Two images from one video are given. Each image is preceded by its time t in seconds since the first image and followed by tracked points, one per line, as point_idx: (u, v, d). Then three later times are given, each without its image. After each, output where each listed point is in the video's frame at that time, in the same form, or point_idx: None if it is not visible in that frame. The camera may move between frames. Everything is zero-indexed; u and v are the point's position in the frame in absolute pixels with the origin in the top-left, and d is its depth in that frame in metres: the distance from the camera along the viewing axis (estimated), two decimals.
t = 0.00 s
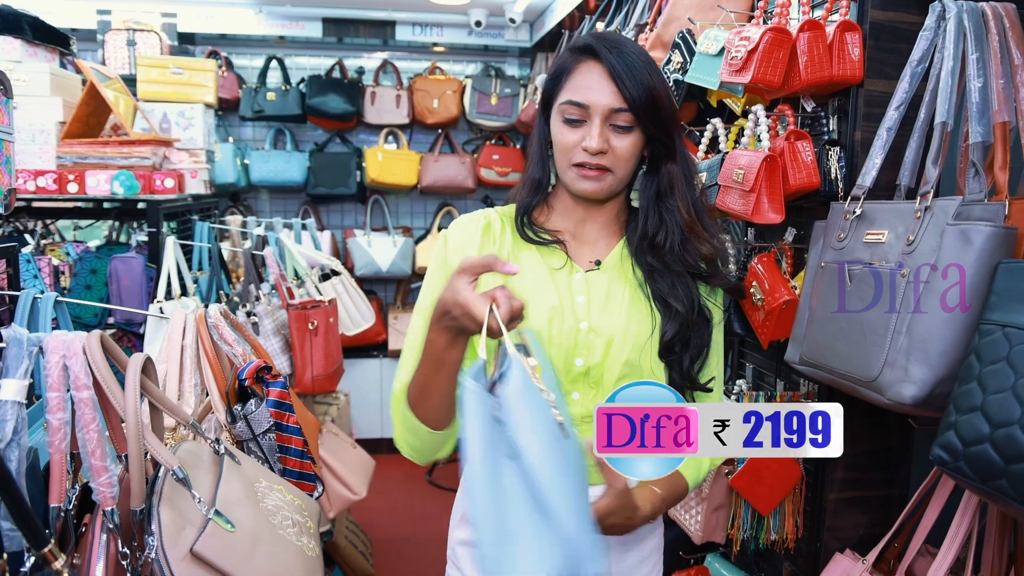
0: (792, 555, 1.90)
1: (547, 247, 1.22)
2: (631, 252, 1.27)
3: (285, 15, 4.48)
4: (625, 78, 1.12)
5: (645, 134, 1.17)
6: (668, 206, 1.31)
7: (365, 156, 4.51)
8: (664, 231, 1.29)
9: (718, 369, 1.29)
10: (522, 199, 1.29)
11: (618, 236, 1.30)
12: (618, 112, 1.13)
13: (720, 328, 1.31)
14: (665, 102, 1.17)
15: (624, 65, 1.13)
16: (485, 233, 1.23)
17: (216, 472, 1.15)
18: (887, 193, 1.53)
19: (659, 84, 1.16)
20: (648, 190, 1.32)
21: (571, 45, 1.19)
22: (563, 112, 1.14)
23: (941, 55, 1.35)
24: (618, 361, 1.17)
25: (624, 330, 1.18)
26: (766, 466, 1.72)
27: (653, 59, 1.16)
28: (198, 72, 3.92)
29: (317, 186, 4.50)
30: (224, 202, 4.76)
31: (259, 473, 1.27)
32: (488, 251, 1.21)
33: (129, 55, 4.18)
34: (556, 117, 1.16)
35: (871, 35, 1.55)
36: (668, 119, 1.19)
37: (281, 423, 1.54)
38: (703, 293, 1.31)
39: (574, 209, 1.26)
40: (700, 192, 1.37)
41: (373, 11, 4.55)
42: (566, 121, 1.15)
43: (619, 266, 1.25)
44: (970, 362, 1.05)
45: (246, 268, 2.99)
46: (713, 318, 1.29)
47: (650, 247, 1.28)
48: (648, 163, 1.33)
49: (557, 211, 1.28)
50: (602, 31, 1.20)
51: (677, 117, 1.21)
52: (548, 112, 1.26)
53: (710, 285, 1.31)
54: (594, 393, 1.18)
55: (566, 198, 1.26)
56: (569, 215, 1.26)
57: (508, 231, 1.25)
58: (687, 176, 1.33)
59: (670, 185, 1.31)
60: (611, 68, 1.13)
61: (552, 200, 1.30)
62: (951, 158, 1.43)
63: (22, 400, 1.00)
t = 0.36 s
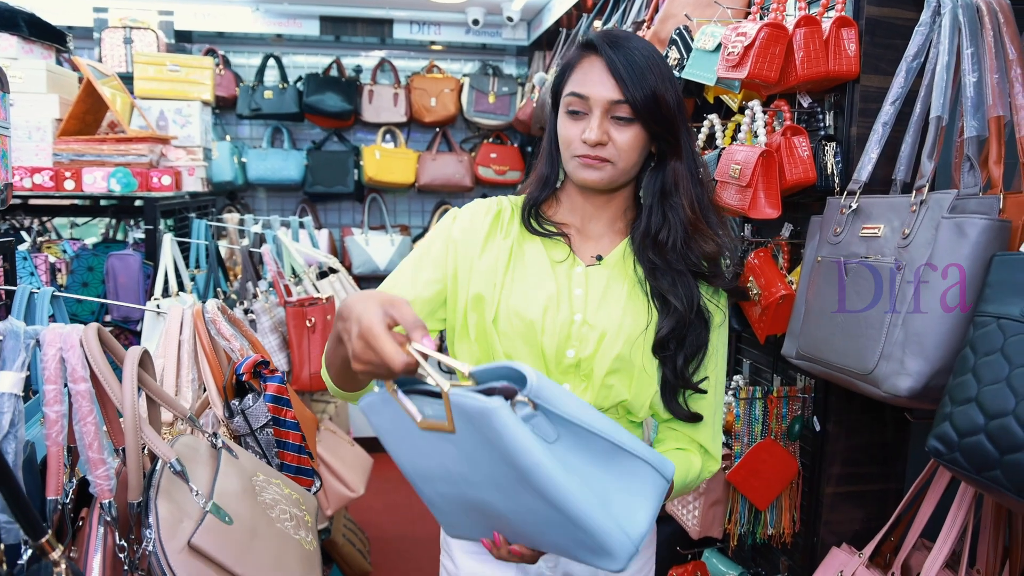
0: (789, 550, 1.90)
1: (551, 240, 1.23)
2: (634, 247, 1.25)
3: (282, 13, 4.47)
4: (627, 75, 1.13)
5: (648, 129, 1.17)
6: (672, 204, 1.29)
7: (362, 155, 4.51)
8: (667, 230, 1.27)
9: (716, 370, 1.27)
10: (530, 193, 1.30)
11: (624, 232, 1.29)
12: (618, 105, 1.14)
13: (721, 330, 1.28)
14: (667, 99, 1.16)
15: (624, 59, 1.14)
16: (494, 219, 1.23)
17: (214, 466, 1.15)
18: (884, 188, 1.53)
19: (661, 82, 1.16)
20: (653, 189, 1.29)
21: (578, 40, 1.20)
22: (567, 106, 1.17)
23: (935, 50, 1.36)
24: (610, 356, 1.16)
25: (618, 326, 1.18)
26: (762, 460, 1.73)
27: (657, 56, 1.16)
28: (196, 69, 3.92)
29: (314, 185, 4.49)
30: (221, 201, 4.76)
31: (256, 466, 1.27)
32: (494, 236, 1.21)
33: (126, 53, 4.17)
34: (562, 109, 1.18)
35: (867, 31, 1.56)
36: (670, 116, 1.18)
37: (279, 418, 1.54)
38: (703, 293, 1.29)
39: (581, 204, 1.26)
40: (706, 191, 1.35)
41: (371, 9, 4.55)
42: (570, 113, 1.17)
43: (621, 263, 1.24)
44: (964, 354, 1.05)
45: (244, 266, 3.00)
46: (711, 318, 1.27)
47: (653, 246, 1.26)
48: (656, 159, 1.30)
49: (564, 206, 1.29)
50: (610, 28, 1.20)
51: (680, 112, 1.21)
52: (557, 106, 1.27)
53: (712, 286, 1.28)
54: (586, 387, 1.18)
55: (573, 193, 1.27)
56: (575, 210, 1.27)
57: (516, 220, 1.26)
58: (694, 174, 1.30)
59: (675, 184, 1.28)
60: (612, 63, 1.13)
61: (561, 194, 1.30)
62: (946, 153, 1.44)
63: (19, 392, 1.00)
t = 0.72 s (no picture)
0: (786, 546, 1.91)
1: (547, 241, 1.22)
2: (627, 241, 1.23)
3: (279, 13, 4.47)
4: (610, 64, 1.11)
5: (638, 118, 1.16)
6: (665, 190, 1.25)
7: (359, 154, 4.51)
8: (659, 216, 1.24)
9: (709, 374, 1.22)
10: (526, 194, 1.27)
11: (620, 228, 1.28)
12: (605, 94, 1.13)
13: (721, 327, 1.25)
14: (654, 84, 1.15)
15: (607, 48, 1.12)
16: (493, 215, 1.24)
17: (213, 465, 1.15)
18: (879, 187, 1.54)
19: (648, 67, 1.14)
20: (646, 174, 1.26)
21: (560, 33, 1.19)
22: (556, 99, 1.16)
23: (930, 50, 1.37)
24: (598, 358, 1.13)
25: (607, 326, 1.14)
26: (759, 457, 1.74)
27: (642, 41, 1.14)
28: (192, 69, 3.92)
29: (311, 184, 4.49)
30: (218, 200, 4.76)
31: (254, 464, 1.27)
32: (490, 234, 1.21)
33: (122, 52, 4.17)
34: (552, 105, 1.18)
35: (863, 30, 1.57)
36: (660, 100, 1.16)
37: (277, 416, 1.53)
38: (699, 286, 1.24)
39: (577, 202, 1.25)
40: (701, 175, 1.31)
41: (368, 9, 4.55)
42: (560, 109, 1.16)
43: (616, 261, 1.21)
44: (959, 350, 1.06)
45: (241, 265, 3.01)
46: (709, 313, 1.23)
47: (645, 234, 1.23)
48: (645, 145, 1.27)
49: (561, 204, 1.28)
50: (592, 18, 1.18)
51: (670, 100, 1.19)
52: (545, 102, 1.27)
53: (711, 274, 1.25)
54: (576, 390, 1.16)
55: (570, 191, 1.26)
56: (572, 208, 1.26)
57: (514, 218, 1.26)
58: (685, 157, 1.27)
59: (667, 168, 1.25)
60: (595, 52, 1.12)
61: (556, 192, 1.30)
62: (940, 152, 1.45)
63: (17, 390, 1.00)
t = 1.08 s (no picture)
0: (785, 545, 1.92)
1: (515, 234, 1.17)
2: (599, 247, 1.16)
3: (276, 13, 4.47)
4: (619, 50, 1.10)
5: (633, 112, 1.13)
6: (651, 199, 1.20)
7: (357, 154, 4.51)
8: (640, 227, 1.16)
9: (671, 389, 1.05)
10: (507, 178, 1.25)
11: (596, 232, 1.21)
12: (604, 79, 1.11)
13: (688, 341, 1.10)
14: (660, 89, 1.14)
15: (620, 34, 1.11)
16: (468, 212, 1.19)
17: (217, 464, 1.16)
18: (879, 187, 1.55)
19: (657, 72, 1.14)
20: (635, 179, 1.21)
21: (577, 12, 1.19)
22: (551, 77, 1.15)
23: (929, 51, 1.38)
24: (556, 372, 1.07)
25: (567, 338, 1.08)
26: (760, 455, 1.74)
27: (656, 41, 1.14)
28: (190, 69, 3.91)
29: (309, 184, 4.50)
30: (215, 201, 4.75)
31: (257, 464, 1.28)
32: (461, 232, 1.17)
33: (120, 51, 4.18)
34: (545, 83, 1.16)
35: (862, 31, 1.57)
36: (661, 107, 1.15)
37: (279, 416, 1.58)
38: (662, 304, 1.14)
39: (556, 198, 1.20)
40: (694, 194, 1.25)
41: (365, 9, 4.56)
42: (552, 85, 1.14)
43: (586, 268, 1.14)
44: (958, 349, 1.07)
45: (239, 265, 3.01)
46: (672, 328, 1.10)
47: (617, 241, 1.15)
48: (641, 152, 1.23)
49: (538, 199, 1.23)
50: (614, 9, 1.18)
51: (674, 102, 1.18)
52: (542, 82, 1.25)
53: (681, 294, 1.14)
54: (534, 404, 1.11)
55: (549, 183, 1.21)
56: (551, 204, 1.20)
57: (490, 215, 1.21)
58: (679, 173, 1.22)
59: (658, 177, 1.20)
60: (606, 35, 1.11)
61: (535, 184, 1.25)
62: (939, 153, 1.46)
63: (22, 390, 1.01)
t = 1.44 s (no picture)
0: (789, 543, 1.95)
1: (490, 246, 1.18)
2: (574, 259, 1.16)
3: (280, 16, 4.59)
4: (589, 46, 1.09)
5: (607, 108, 1.13)
6: (627, 198, 1.20)
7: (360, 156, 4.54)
8: (614, 229, 1.17)
9: (637, 414, 1.05)
10: (478, 190, 1.26)
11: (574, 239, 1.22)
12: (576, 76, 1.10)
13: (659, 364, 1.10)
14: (634, 84, 1.14)
15: (590, 28, 1.10)
16: (444, 225, 1.20)
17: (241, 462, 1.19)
18: (881, 191, 1.59)
19: (630, 66, 1.13)
20: (611, 178, 1.20)
21: (544, 5, 1.17)
22: (520, 79, 1.14)
23: (931, 60, 1.41)
24: (525, 394, 1.09)
25: (537, 360, 1.10)
26: (764, 455, 1.78)
27: (626, 34, 1.12)
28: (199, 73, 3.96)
29: (313, 186, 4.53)
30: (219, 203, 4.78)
31: (278, 463, 1.30)
32: (439, 244, 1.17)
33: (127, 56, 4.18)
34: (515, 85, 1.15)
35: (865, 39, 1.61)
36: (636, 103, 1.15)
37: (296, 417, 1.63)
38: (638, 315, 1.14)
39: (531, 206, 1.20)
40: (671, 191, 1.25)
41: (368, 12, 4.64)
42: (522, 88, 1.14)
43: (560, 284, 1.14)
44: (961, 353, 1.11)
45: (248, 267, 3.04)
46: (638, 347, 1.10)
47: (591, 246, 1.16)
48: (617, 149, 1.22)
49: (513, 211, 1.23)
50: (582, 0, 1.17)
51: (650, 95, 1.18)
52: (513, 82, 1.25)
53: (655, 298, 1.14)
54: (505, 424, 1.14)
55: (523, 190, 1.21)
56: (524, 215, 1.21)
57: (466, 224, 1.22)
58: (655, 171, 1.23)
59: (635, 175, 1.20)
60: (574, 29, 1.10)
61: (509, 193, 1.26)
62: (941, 159, 1.49)
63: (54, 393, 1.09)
